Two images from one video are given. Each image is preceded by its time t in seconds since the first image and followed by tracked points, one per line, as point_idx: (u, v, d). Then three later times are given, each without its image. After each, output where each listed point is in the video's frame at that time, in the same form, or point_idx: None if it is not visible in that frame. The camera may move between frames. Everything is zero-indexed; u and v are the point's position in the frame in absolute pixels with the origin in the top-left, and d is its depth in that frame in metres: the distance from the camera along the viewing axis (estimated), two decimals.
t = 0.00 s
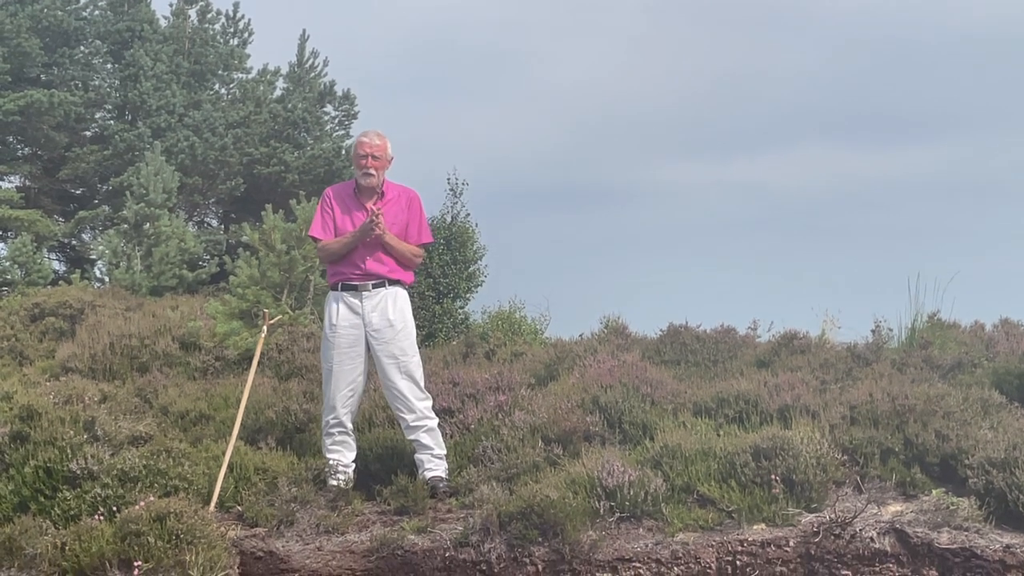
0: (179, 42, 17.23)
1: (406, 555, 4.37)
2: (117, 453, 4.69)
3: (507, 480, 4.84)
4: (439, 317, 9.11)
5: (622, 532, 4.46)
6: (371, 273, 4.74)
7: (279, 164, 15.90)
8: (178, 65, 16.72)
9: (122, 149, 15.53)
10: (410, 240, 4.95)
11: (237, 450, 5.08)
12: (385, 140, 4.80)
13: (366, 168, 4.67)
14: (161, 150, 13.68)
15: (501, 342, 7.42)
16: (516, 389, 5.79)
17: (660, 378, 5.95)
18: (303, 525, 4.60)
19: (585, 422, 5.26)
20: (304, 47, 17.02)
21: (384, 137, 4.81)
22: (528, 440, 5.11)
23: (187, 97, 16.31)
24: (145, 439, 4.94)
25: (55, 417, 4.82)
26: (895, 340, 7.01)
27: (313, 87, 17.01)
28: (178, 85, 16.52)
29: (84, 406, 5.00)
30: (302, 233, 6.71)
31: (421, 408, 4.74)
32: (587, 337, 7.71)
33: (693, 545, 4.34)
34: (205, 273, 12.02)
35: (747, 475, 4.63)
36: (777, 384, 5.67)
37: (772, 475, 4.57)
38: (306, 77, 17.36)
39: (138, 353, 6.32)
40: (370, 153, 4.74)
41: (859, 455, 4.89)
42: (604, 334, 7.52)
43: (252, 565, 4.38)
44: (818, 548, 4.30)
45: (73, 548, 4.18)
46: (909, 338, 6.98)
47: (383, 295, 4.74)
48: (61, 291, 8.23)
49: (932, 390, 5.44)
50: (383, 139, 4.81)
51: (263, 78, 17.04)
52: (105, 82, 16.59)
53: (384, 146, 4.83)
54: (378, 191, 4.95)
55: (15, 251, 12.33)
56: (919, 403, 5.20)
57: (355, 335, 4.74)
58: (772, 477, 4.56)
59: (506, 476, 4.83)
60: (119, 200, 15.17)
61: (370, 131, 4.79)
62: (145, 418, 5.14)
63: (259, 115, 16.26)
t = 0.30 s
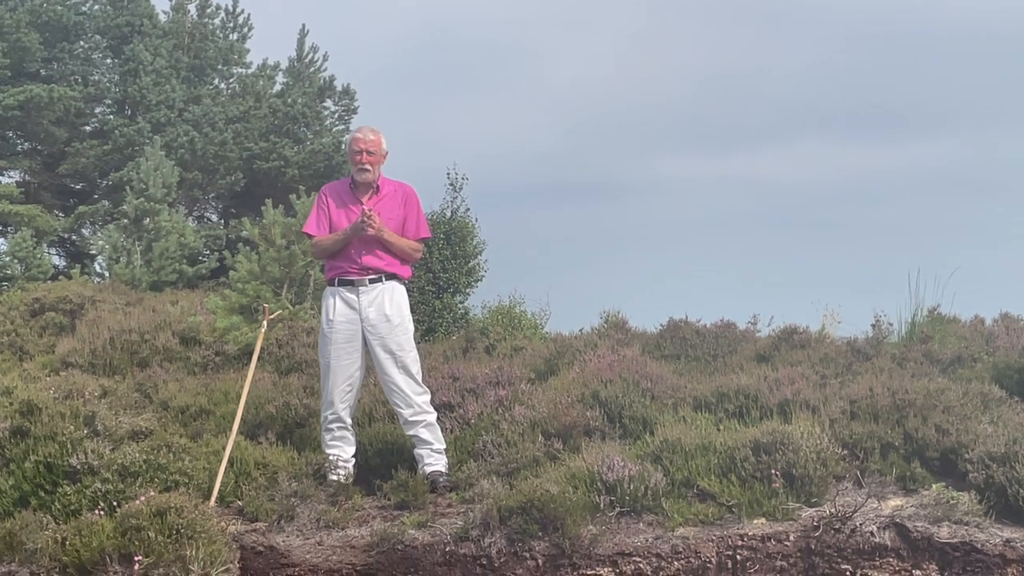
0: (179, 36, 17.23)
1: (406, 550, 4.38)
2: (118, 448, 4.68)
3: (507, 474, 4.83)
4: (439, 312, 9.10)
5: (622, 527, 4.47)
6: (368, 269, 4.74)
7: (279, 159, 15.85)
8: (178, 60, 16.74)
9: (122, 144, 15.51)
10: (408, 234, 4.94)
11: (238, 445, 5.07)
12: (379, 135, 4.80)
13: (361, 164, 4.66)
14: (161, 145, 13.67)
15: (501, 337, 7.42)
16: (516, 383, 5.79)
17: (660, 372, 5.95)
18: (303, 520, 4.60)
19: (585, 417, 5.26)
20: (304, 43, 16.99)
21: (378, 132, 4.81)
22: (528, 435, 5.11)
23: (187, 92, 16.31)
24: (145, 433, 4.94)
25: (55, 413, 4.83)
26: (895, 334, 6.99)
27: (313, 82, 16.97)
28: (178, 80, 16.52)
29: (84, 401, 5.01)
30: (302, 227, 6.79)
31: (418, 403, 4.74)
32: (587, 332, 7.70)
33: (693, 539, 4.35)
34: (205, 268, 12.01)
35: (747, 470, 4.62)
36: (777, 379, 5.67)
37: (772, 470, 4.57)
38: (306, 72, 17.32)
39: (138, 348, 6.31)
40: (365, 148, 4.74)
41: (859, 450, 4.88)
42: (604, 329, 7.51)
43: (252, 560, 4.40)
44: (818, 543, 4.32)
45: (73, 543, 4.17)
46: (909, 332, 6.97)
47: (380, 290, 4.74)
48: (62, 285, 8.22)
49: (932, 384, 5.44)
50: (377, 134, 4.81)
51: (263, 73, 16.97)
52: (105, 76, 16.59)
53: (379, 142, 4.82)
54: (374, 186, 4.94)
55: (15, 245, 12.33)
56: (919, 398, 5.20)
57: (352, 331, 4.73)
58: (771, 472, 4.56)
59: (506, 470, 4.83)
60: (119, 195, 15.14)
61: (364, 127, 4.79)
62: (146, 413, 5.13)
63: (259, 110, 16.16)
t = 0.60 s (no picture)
0: (180, 33, 17.25)
1: (406, 543, 4.41)
2: (119, 441, 4.70)
3: (507, 468, 4.86)
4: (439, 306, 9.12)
5: (620, 519, 4.50)
6: (369, 263, 4.76)
7: (278, 154, 15.77)
8: (178, 55, 16.75)
9: (123, 139, 15.65)
10: (409, 228, 4.96)
11: (239, 438, 5.10)
12: (378, 130, 4.82)
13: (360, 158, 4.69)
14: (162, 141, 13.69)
15: (500, 331, 7.44)
16: (515, 377, 5.82)
17: (658, 365, 5.97)
18: (304, 513, 4.63)
19: (584, 410, 5.28)
20: (304, 39, 16.98)
21: (377, 127, 4.83)
22: (528, 428, 5.13)
23: (188, 88, 16.34)
24: (147, 427, 4.96)
25: (57, 406, 4.86)
26: (892, 327, 7.01)
27: (313, 78, 16.95)
28: (179, 75, 16.57)
29: (86, 394, 5.03)
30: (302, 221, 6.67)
31: (420, 396, 4.78)
32: (586, 325, 7.72)
33: (691, 531, 4.38)
34: (207, 262, 12.04)
35: (745, 462, 4.66)
36: (775, 372, 5.69)
37: (770, 463, 4.59)
38: (307, 67, 17.30)
39: (140, 342, 6.33)
40: (364, 143, 4.76)
41: (856, 443, 4.91)
42: (604, 322, 7.53)
43: (253, 552, 4.42)
44: (816, 535, 4.35)
45: (76, 536, 4.27)
46: (907, 325, 6.98)
47: (381, 284, 4.77)
48: (64, 279, 8.25)
49: (930, 377, 5.46)
50: (376, 129, 4.83)
51: (263, 68, 16.95)
52: (106, 72, 16.58)
53: (378, 137, 4.85)
54: (374, 181, 4.96)
55: (17, 240, 12.35)
56: (916, 390, 5.22)
57: (354, 325, 4.76)
58: (769, 464, 4.59)
59: (506, 463, 4.85)
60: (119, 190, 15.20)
61: (363, 122, 4.81)
62: (147, 406, 5.15)
63: (260, 105, 16.15)
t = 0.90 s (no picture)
0: (186, 33, 17.36)
1: (408, 530, 4.54)
2: (129, 431, 4.83)
3: (506, 456, 4.99)
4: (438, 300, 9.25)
5: (616, 506, 4.64)
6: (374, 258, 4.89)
7: (283, 151, 15.92)
8: (186, 56, 16.86)
9: (133, 138, 15.68)
10: (412, 225, 5.10)
11: (245, 429, 5.23)
12: (384, 129, 4.95)
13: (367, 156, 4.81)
14: (168, 139, 13.84)
15: (499, 324, 7.57)
16: (513, 368, 5.95)
17: (653, 357, 6.10)
18: (309, 500, 4.78)
19: (580, 400, 5.41)
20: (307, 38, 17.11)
21: (382, 126, 4.96)
22: (526, 418, 5.27)
23: (195, 88, 16.46)
24: (156, 417, 5.06)
25: (68, 397, 4.98)
26: (880, 320, 7.15)
27: (316, 77, 17.06)
28: (186, 76, 16.68)
29: (97, 386, 5.16)
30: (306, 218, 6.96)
31: (422, 387, 4.90)
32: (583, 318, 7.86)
33: (685, 518, 4.52)
34: (213, 257, 12.17)
35: (737, 451, 4.79)
36: (766, 363, 5.82)
37: (761, 452, 4.73)
38: (310, 67, 17.41)
39: (149, 336, 6.46)
40: (370, 141, 4.88)
41: (845, 432, 5.04)
42: (601, 315, 7.66)
43: (260, 539, 4.57)
44: (806, 522, 4.49)
45: (87, 524, 4.41)
46: (894, 318, 7.12)
47: (385, 279, 4.89)
48: (73, 273, 8.37)
49: (917, 368, 5.60)
50: (382, 127, 4.95)
51: (268, 68, 17.08)
52: (115, 71, 16.70)
53: (383, 135, 4.97)
54: (377, 178, 5.09)
55: (29, 236, 12.50)
56: (904, 380, 5.35)
57: (359, 318, 4.89)
58: (761, 453, 4.72)
59: (505, 452, 4.98)
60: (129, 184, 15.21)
61: (369, 120, 4.93)
62: (156, 397, 5.27)
63: (265, 104, 16.27)
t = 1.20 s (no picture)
0: (192, 33, 17.45)
1: (409, 517, 4.67)
2: (137, 422, 4.97)
3: (504, 446, 5.12)
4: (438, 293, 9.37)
5: (611, 494, 4.78)
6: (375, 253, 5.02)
7: (286, 149, 16.04)
8: (191, 56, 17.02)
9: (139, 136, 15.89)
10: (411, 222, 5.22)
11: (249, 419, 5.35)
12: (387, 129, 5.06)
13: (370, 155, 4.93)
14: (174, 137, 13.96)
15: (497, 317, 7.70)
16: (511, 360, 6.07)
17: (647, 349, 6.22)
18: (313, 489, 4.92)
19: (576, 391, 5.53)
20: (309, 38, 17.22)
21: (386, 126, 5.07)
22: (523, 408, 5.39)
23: (200, 87, 16.63)
24: (163, 408, 5.22)
25: (77, 389, 5.11)
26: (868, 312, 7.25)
27: (319, 76, 17.19)
28: (191, 75, 16.89)
29: (105, 377, 5.30)
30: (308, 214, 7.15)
31: (421, 378, 5.02)
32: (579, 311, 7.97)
33: (678, 506, 4.66)
34: (218, 252, 12.30)
35: (729, 440, 4.93)
36: (757, 354, 5.94)
37: (752, 441, 4.87)
38: (313, 66, 17.55)
39: (156, 328, 6.56)
40: (373, 141, 5.00)
41: (834, 421, 5.17)
42: (597, 307, 7.78)
43: (264, 526, 4.70)
44: (796, 509, 4.61)
45: (95, 512, 4.55)
46: (882, 310, 7.23)
47: (385, 273, 5.02)
48: (82, 267, 8.48)
49: (904, 359, 5.73)
50: (385, 127, 5.07)
51: (272, 67, 17.20)
52: (122, 71, 16.83)
53: (386, 135, 5.09)
54: (379, 176, 5.21)
55: (38, 232, 12.65)
56: (891, 371, 5.47)
57: (359, 311, 5.01)
58: (752, 442, 4.86)
59: (503, 442, 5.11)
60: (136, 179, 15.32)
61: (373, 120, 5.04)
62: (162, 389, 5.40)
63: (269, 103, 16.45)
